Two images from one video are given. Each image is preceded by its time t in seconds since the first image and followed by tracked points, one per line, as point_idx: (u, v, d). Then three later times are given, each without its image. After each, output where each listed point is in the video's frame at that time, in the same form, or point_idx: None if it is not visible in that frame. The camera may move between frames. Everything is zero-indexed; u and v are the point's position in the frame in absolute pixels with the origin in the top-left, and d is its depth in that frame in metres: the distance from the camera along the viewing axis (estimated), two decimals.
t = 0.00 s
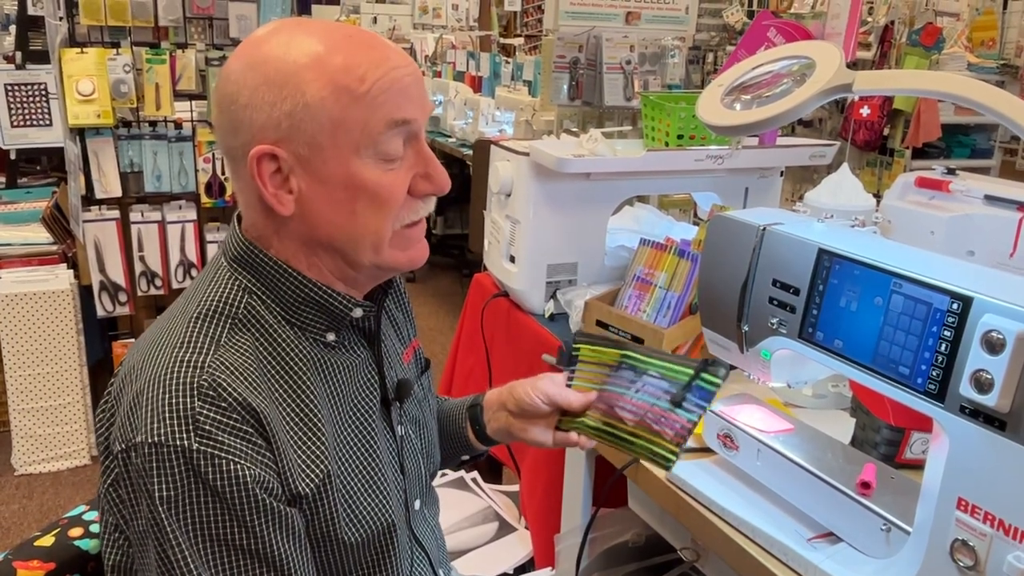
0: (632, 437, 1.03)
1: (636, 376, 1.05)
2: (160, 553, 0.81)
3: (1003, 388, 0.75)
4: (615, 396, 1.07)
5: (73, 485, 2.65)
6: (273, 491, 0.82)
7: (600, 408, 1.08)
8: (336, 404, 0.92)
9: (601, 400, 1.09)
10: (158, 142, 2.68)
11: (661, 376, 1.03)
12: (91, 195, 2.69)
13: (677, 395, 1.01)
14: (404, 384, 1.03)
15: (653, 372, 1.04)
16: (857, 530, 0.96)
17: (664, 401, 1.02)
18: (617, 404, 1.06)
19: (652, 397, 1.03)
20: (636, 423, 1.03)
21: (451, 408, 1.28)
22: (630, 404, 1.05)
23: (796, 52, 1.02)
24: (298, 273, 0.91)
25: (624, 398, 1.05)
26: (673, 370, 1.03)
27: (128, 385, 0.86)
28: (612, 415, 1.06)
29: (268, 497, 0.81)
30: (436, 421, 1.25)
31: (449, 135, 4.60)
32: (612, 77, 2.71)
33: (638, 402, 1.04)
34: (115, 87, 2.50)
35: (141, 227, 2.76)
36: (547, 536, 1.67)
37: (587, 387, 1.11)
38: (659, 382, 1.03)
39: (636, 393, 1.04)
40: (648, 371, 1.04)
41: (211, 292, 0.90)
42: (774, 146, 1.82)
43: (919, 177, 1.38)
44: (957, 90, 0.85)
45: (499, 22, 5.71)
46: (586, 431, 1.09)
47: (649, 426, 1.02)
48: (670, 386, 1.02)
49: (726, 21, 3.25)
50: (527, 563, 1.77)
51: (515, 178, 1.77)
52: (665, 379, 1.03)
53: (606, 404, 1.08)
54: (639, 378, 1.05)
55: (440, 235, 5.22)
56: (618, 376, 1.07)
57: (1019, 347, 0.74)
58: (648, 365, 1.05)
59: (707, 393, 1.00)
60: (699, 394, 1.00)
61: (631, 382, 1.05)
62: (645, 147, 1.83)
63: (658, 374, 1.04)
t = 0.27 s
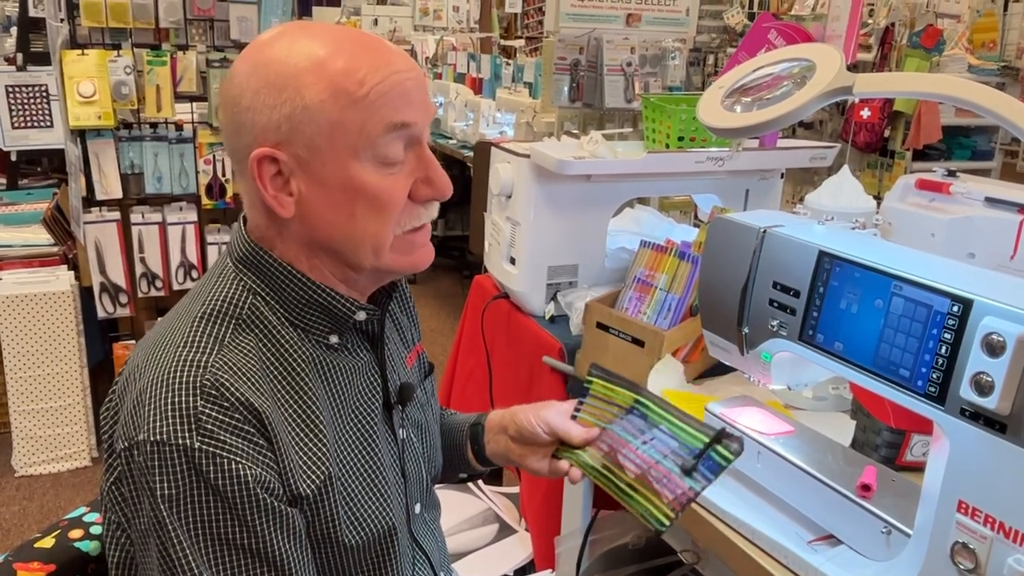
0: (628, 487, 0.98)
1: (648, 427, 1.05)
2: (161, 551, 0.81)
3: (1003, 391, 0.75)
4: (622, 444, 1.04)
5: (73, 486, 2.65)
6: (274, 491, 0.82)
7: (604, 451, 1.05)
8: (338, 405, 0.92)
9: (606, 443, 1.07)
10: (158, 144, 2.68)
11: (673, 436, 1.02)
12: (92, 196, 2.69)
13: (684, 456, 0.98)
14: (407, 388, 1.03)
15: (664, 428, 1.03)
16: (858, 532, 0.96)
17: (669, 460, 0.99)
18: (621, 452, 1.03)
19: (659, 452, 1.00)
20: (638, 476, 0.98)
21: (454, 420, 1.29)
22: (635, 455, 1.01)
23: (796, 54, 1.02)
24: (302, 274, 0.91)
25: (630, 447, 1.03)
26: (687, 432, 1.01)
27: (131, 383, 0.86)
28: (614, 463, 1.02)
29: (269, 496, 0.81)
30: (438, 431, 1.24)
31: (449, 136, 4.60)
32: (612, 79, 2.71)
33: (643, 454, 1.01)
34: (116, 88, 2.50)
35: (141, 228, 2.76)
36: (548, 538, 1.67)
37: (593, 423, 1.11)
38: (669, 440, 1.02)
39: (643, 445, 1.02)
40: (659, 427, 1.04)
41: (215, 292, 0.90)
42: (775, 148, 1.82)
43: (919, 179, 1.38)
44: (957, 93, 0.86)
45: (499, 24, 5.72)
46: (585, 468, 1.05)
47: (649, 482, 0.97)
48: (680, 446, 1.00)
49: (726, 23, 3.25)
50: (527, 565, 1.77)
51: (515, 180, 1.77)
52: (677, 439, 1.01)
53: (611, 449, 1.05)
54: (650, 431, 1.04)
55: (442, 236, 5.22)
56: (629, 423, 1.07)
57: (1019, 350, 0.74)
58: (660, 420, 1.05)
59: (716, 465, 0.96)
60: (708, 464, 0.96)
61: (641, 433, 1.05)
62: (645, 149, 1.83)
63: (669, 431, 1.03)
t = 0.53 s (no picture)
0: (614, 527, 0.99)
1: (629, 459, 1.00)
2: (164, 553, 0.81)
3: (1004, 394, 0.76)
4: (608, 474, 1.04)
5: (74, 488, 2.65)
6: (277, 495, 0.82)
7: (594, 479, 1.07)
8: (342, 410, 0.92)
9: (598, 468, 1.07)
10: (160, 146, 2.69)
11: (646, 472, 0.95)
12: (94, 199, 2.70)
13: (651, 499, 0.93)
14: (412, 393, 1.03)
15: (640, 462, 0.97)
16: (858, 535, 0.96)
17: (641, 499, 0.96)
18: (606, 484, 1.03)
19: (632, 490, 0.97)
20: (616, 514, 0.99)
21: (459, 427, 1.29)
22: (615, 490, 1.01)
23: (797, 57, 1.02)
24: (308, 279, 0.91)
25: (613, 480, 1.02)
26: (657, 469, 0.94)
27: (136, 386, 0.86)
28: (601, 496, 1.04)
29: (272, 500, 0.81)
30: (443, 438, 1.24)
31: (450, 138, 4.60)
32: (613, 81, 2.71)
33: (620, 491, 1.00)
34: (118, 91, 2.51)
35: (142, 231, 2.76)
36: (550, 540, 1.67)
37: (593, 437, 1.13)
38: (643, 476, 0.96)
39: (623, 478, 1.00)
40: (638, 459, 0.98)
41: (221, 296, 0.90)
42: (776, 151, 1.82)
43: (921, 182, 1.38)
44: (960, 96, 0.86)
45: (500, 26, 5.71)
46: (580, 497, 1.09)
47: (625, 523, 0.97)
48: (649, 486, 0.94)
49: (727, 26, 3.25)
50: (528, 568, 1.77)
51: (517, 183, 1.77)
52: (647, 475, 0.95)
53: (600, 478, 1.05)
54: (629, 463, 0.99)
55: (442, 239, 5.22)
56: (616, 450, 1.04)
57: (1019, 353, 0.75)
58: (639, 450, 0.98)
59: (682, 510, 0.90)
60: (673, 509, 0.91)
61: (622, 464, 1.01)
62: (647, 152, 1.83)
63: (644, 466, 0.96)
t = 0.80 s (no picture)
0: (635, 518, 0.98)
1: (639, 449, 0.98)
2: (166, 557, 0.81)
3: (1006, 398, 0.76)
4: (618, 466, 1.02)
5: (74, 490, 2.65)
6: (279, 499, 0.82)
7: (605, 471, 1.05)
8: (345, 415, 0.92)
9: (606, 459, 1.06)
10: (161, 148, 2.69)
11: (662, 461, 0.94)
12: (95, 201, 2.70)
13: (673, 487, 0.92)
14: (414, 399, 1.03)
15: (653, 451, 0.96)
16: (860, 538, 0.96)
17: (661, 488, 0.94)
18: (619, 478, 1.01)
19: (649, 481, 0.96)
20: (635, 507, 0.98)
21: (462, 433, 1.29)
22: (630, 483, 0.99)
23: (797, 61, 1.03)
24: (313, 284, 0.91)
25: (626, 472, 1.00)
26: (672, 456, 0.93)
27: (140, 389, 0.86)
28: (614, 489, 1.02)
29: (275, 505, 0.81)
30: (446, 444, 1.24)
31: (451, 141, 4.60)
32: (614, 83, 2.71)
33: (636, 483, 0.98)
34: (119, 93, 2.52)
35: (143, 233, 2.76)
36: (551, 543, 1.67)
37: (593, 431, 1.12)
38: (658, 465, 0.95)
39: (637, 469, 0.99)
40: (650, 448, 0.96)
41: (226, 300, 0.90)
42: (777, 153, 1.83)
43: (922, 185, 1.38)
44: (962, 101, 0.85)
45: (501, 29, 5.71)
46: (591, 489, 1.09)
47: (646, 514, 0.96)
48: (668, 475, 0.93)
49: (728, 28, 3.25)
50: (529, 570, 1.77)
51: (518, 186, 1.78)
52: (663, 464, 0.94)
53: (611, 470, 1.04)
54: (640, 454, 0.98)
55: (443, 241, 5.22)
56: (624, 439, 1.02)
57: (1021, 357, 0.75)
58: (649, 439, 0.97)
59: (707, 494, 0.89)
60: (697, 495, 0.89)
61: (633, 456, 0.99)
62: (648, 155, 1.83)
63: (658, 454, 0.95)
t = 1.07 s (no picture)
0: (649, 532, 0.97)
1: (639, 463, 0.97)
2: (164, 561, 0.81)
3: (1004, 401, 0.75)
4: (622, 479, 1.01)
5: (73, 492, 2.64)
6: (277, 503, 0.82)
7: (610, 481, 1.04)
8: (343, 419, 0.92)
9: (607, 467, 1.05)
10: (160, 150, 2.69)
11: (663, 475, 0.93)
12: (94, 203, 2.70)
13: (679, 503, 0.91)
14: (412, 402, 1.03)
15: (652, 466, 0.94)
16: (858, 541, 0.95)
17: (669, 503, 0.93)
18: (625, 490, 1.00)
19: (655, 496, 0.94)
20: (646, 522, 0.97)
21: (459, 438, 1.29)
22: (637, 498, 0.98)
23: (796, 64, 1.03)
24: (312, 287, 0.91)
25: (631, 486, 0.99)
26: (672, 471, 0.91)
27: (139, 392, 0.86)
28: (622, 500, 1.01)
29: (272, 509, 0.81)
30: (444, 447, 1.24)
31: (451, 142, 4.60)
32: (613, 85, 2.71)
33: (642, 498, 0.97)
34: (119, 95, 2.52)
35: (143, 235, 2.76)
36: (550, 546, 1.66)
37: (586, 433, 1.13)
38: (661, 478, 0.93)
39: (641, 483, 0.97)
40: (648, 461, 0.95)
41: (225, 303, 0.90)
42: (776, 155, 1.83)
43: (921, 187, 1.38)
44: (960, 104, 0.86)
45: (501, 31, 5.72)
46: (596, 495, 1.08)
47: (658, 529, 0.95)
48: (673, 490, 0.91)
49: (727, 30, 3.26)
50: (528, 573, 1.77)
51: (517, 188, 1.78)
52: (666, 479, 0.92)
53: (614, 480, 1.03)
54: (641, 468, 0.96)
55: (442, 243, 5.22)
56: (621, 452, 1.01)
57: (1019, 360, 0.74)
58: (646, 452, 0.95)
59: (713, 509, 0.87)
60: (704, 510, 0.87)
61: (634, 469, 0.98)
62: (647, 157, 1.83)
63: (658, 468, 0.93)
